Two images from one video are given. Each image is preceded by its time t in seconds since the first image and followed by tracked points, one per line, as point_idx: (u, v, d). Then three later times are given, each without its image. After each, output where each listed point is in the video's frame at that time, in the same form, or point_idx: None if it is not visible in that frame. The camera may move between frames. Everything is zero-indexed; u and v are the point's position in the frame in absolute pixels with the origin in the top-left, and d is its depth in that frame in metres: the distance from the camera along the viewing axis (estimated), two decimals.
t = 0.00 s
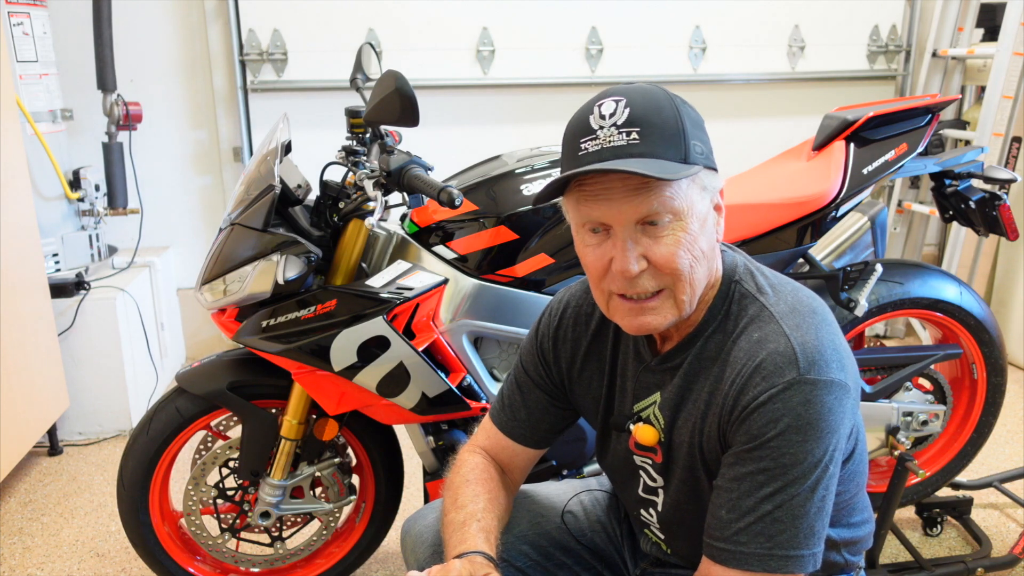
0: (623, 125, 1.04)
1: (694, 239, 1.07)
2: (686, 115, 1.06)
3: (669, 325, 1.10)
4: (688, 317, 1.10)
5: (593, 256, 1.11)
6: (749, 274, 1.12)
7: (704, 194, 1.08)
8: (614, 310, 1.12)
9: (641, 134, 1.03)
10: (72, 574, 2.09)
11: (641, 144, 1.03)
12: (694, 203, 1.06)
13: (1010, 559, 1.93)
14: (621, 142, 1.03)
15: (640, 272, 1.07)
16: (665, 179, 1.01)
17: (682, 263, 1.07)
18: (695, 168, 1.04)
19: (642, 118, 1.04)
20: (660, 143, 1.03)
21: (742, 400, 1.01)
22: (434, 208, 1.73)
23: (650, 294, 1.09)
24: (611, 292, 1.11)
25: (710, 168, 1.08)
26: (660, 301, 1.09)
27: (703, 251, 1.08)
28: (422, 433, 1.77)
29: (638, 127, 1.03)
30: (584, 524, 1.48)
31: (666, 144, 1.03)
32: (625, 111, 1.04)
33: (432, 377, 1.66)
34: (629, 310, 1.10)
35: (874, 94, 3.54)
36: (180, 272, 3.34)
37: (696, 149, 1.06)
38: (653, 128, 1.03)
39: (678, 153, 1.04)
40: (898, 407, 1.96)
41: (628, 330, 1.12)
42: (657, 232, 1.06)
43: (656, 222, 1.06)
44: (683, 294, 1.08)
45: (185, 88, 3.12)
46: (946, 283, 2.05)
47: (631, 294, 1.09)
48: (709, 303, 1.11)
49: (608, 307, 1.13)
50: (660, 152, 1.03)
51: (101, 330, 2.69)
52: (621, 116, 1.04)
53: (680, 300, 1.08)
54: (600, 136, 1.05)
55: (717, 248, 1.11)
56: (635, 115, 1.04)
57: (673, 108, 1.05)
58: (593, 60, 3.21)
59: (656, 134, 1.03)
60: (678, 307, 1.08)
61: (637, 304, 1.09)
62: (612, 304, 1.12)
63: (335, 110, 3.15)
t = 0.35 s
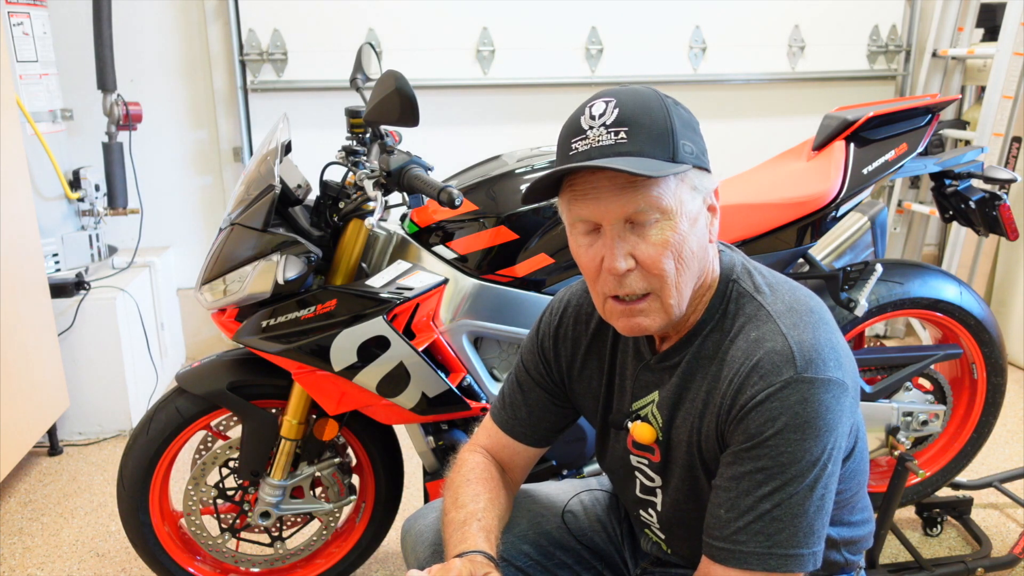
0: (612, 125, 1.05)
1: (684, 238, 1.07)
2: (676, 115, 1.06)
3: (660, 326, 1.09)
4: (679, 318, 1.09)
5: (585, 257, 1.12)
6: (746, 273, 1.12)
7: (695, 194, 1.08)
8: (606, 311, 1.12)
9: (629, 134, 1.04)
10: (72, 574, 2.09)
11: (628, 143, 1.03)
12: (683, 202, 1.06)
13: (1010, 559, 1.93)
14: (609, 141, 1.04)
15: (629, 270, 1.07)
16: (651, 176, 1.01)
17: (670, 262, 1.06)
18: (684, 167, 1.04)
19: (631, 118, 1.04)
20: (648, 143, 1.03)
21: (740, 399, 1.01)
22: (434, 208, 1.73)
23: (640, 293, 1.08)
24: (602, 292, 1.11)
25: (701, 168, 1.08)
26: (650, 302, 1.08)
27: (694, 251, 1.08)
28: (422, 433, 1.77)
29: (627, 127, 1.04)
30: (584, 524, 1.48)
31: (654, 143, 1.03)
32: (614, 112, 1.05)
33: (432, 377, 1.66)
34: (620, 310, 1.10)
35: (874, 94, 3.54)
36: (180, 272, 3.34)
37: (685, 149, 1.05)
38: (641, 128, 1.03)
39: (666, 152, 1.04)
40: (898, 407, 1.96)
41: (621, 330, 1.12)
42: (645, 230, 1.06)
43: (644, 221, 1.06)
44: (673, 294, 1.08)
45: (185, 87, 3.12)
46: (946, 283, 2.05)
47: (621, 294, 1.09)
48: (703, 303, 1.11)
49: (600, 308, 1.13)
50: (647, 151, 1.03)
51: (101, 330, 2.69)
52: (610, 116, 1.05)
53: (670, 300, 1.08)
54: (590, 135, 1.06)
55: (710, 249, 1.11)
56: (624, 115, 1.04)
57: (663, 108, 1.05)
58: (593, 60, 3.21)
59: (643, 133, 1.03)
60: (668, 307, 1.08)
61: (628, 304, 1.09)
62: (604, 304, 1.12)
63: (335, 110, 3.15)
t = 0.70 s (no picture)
0: (613, 122, 1.05)
1: (684, 234, 1.07)
2: (678, 113, 1.06)
3: (660, 322, 1.09)
4: (679, 314, 1.09)
5: (586, 253, 1.11)
6: (746, 272, 1.12)
7: (696, 192, 1.08)
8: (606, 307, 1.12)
9: (631, 130, 1.04)
10: (72, 574, 2.09)
11: (629, 139, 1.03)
12: (684, 199, 1.06)
13: (1011, 559, 1.93)
14: (610, 136, 1.04)
15: (630, 267, 1.07)
16: (651, 171, 1.01)
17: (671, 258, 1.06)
18: (684, 164, 1.04)
19: (632, 115, 1.04)
20: (649, 139, 1.03)
21: (740, 399, 1.01)
22: (433, 209, 1.73)
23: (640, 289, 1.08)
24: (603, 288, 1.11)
25: (702, 167, 1.08)
26: (650, 300, 1.08)
27: (694, 248, 1.08)
28: (422, 433, 1.77)
29: (628, 123, 1.04)
30: (584, 524, 1.48)
31: (655, 139, 1.03)
32: (616, 108, 1.05)
33: (432, 377, 1.66)
34: (621, 306, 1.10)
35: (874, 94, 3.54)
36: (180, 272, 3.34)
37: (686, 147, 1.05)
38: (642, 124, 1.04)
39: (667, 149, 1.04)
40: (898, 407, 1.96)
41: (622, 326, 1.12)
42: (646, 226, 1.06)
43: (645, 217, 1.06)
44: (673, 291, 1.07)
45: (185, 87, 3.12)
46: (946, 282, 2.05)
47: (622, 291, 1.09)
48: (704, 300, 1.11)
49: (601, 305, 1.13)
50: (648, 147, 1.03)
51: (101, 330, 2.69)
52: (611, 112, 1.05)
53: (671, 296, 1.07)
54: (591, 132, 1.06)
55: (711, 246, 1.11)
56: (626, 112, 1.04)
57: (665, 107, 1.05)
58: (593, 60, 3.21)
59: (644, 130, 1.03)
60: (668, 303, 1.08)
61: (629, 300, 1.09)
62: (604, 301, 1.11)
63: (335, 109, 3.15)
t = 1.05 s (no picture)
0: (603, 134, 1.05)
1: (680, 243, 1.07)
2: (668, 120, 1.06)
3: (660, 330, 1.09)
4: (679, 321, 1.09)
5: (582, 265, 1.12)
6: (745, 273, 1.12)
7: (690, 200, 1.08)
8: (606, 316, 1.12)
9: (622, 141, 1.04)
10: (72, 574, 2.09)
11: (621, 151, 1.03)
12: (678, 209, 1.06)
13: (1011, 559, 1.93)
14: (601, 150, 1.04)
15: (627, 278, 1.07)
16: (642, 185, 1.01)
17: (668, 268, 1.06)
18: (676, 173, 1.04)
19: (622, 126, 1.04)
20: (641, 150, 1.03)
21: (739, 399, 1.01)
22: (434, 208, 1.73)
23: (638, 299, 1.08)
24: (601, 299, 1.11)
25: (695, 172, 1.08)
26: (649, 309, 1.08)
27: (690, 256, 1.08)
28: (422, 433, 1.77)
29: (619, 134, 1.04)
30: (584, 524, 1.48)
31: (646, 150, 1.03)
32: (606, 120, 1.05)
33: (432, 377, 1.66)
34: (620, 316, 1.10)
35: (874, 94, 3.54)
36: (180, 272, 3.34)
37: (678, 154, 1.05)
38: (633, 135, 1.03)
39: (659, 158, 1.04)
40: (898, 407, 1.96)
41: (622, 335, 1.12)
42: (640, 238, 1.06)
43: (639, 228, 1.06)
44: (672, 300, 1.08)
45: (185, 88, 3.12)
46: (946, 283, 2.05)
47: (620, 301, 1.09)
48: (703, 305, 1.11)
49: (600, 315, 1.13)
50: (639, 158, 1.03)
51: (101, 330, 2.69)
52: (601, 124, 1.05)
53: (669, 305, 1.08)
54: (582, 145, 1.06)
55: (708, 252, 1.11)
56: (616, 123, 1.04)
57: (654, 115, 1.05)
58: (593, 60, 3.21)
59: (635, 141, 1.03)
60: (667, 312, 1.08)
61: (628, 309, 1.09)
62: (604, 310, 1.12)
63: (335, 109, 3.15)
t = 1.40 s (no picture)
0: (603, 136, 1.05)
1: (681, 244, 1.07)
2: (668, 121, 1.06)
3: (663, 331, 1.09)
4: (681, 322, 1.09)
5: (583, 268, 1.12)
6: (745, 273, 1.12)
7: (690, 202, 1.08)
8: (608, 317, 1.13)
9: (622, 143, 1.04)
10: (72, 574, 2.09)
11: (621, 153, 1.03)
12: (678, 211, 1.06)
13: (1010, 559, 1.93)
14: (601, 151, 1.04)
15: (628, 280, 1.07)
16: (641, 188, 1.01)
17: (669, 269, 1.06)
18: (676, 175, 1.04)
19: (622, 128, 1.04)
20: (640, 152, 1.03)
21: (739, 399, 1.01)
22: (434, 208, 1.73)
23: (640, 300, 1.09)
24: (602, 301, 1.11)
25: (695, 174, 1.08)
26: (652, 309, 1.08)
27: (691, 257, 1.08)
28: (422, 433, 1.77)
29: (619, 136, 1.04)
30: (584, 524, 1.48)
31: (646, 151, 1.03)
32: (606, 121, 1.05)
33: (432, 377, 1.66)
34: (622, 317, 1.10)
35: (874, 94, 3.53)
36: (180, 272, 3.34)
37: (678, 156, 1.05)
38: (633, 137, 1.03)
39: (658, 160, 1.04)
40: (898, 407, 1.96)
41: (623, 336, 1.12)
42: (641, 240, 1.06)
43: (640, 230, 1.06)
44: (673, 300, 1.07)
45: (185, 87, 3.12)
46: (946, 283, 2.05)
47: (621, 302, 1.09)
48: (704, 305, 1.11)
49: (602, 316, 1.13)
50: (639, 160, 1.03)
51: (101, 330, 2.69)
52: (601, 126, 1.05)
53: (671, 305, 1.08)
54: (581, 147, 1.06)
55: (709, 252, 1.11)
56: (616, 125, 1.04)
57: (654, 117, 1.05)
58: (593, 60, 3.21)
59: (635, 143, 1.03)
60: (668, 313, 1.08)
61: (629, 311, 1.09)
62: (605, 312, 1.12)
63: (335, 109, 3.15)
